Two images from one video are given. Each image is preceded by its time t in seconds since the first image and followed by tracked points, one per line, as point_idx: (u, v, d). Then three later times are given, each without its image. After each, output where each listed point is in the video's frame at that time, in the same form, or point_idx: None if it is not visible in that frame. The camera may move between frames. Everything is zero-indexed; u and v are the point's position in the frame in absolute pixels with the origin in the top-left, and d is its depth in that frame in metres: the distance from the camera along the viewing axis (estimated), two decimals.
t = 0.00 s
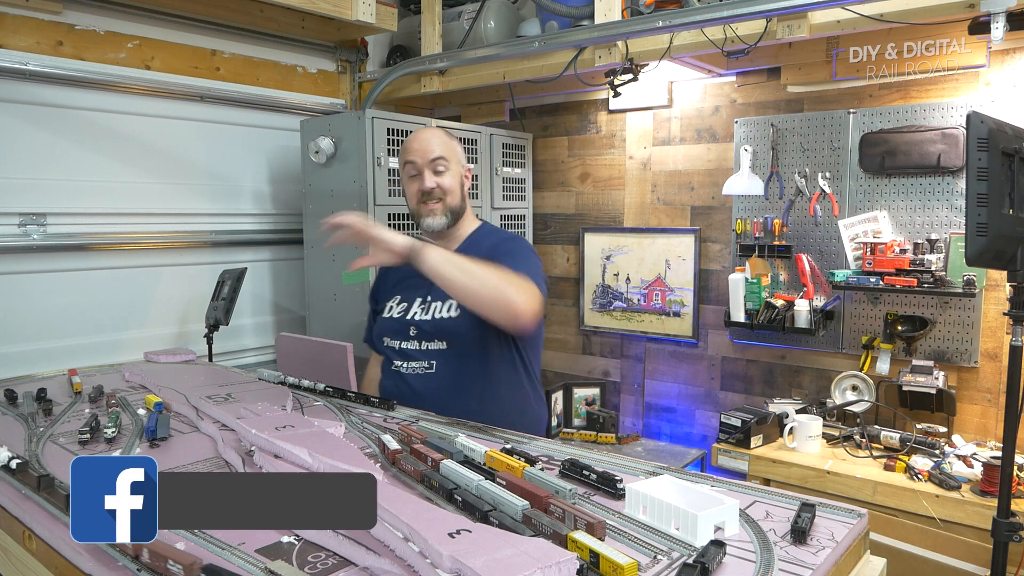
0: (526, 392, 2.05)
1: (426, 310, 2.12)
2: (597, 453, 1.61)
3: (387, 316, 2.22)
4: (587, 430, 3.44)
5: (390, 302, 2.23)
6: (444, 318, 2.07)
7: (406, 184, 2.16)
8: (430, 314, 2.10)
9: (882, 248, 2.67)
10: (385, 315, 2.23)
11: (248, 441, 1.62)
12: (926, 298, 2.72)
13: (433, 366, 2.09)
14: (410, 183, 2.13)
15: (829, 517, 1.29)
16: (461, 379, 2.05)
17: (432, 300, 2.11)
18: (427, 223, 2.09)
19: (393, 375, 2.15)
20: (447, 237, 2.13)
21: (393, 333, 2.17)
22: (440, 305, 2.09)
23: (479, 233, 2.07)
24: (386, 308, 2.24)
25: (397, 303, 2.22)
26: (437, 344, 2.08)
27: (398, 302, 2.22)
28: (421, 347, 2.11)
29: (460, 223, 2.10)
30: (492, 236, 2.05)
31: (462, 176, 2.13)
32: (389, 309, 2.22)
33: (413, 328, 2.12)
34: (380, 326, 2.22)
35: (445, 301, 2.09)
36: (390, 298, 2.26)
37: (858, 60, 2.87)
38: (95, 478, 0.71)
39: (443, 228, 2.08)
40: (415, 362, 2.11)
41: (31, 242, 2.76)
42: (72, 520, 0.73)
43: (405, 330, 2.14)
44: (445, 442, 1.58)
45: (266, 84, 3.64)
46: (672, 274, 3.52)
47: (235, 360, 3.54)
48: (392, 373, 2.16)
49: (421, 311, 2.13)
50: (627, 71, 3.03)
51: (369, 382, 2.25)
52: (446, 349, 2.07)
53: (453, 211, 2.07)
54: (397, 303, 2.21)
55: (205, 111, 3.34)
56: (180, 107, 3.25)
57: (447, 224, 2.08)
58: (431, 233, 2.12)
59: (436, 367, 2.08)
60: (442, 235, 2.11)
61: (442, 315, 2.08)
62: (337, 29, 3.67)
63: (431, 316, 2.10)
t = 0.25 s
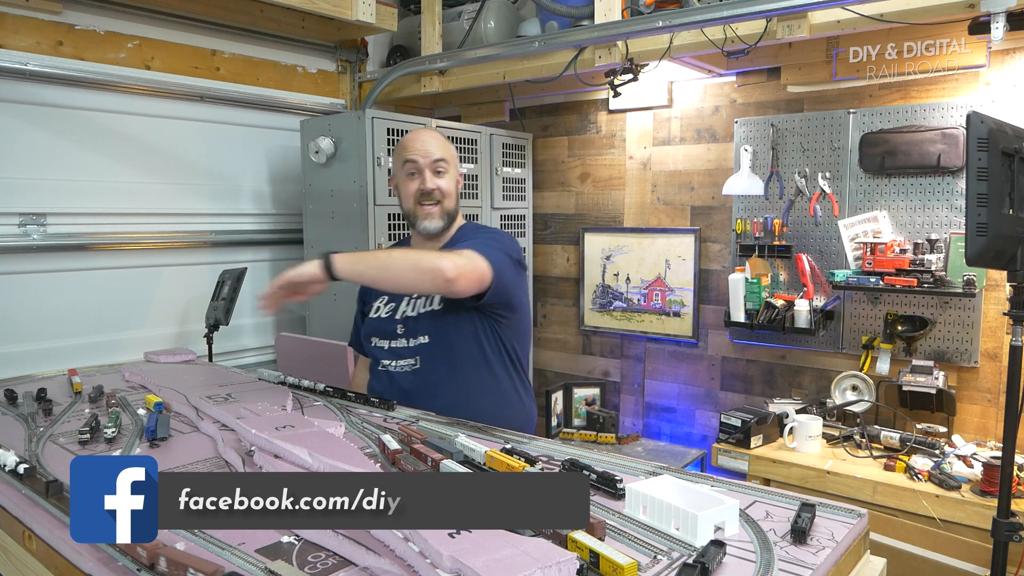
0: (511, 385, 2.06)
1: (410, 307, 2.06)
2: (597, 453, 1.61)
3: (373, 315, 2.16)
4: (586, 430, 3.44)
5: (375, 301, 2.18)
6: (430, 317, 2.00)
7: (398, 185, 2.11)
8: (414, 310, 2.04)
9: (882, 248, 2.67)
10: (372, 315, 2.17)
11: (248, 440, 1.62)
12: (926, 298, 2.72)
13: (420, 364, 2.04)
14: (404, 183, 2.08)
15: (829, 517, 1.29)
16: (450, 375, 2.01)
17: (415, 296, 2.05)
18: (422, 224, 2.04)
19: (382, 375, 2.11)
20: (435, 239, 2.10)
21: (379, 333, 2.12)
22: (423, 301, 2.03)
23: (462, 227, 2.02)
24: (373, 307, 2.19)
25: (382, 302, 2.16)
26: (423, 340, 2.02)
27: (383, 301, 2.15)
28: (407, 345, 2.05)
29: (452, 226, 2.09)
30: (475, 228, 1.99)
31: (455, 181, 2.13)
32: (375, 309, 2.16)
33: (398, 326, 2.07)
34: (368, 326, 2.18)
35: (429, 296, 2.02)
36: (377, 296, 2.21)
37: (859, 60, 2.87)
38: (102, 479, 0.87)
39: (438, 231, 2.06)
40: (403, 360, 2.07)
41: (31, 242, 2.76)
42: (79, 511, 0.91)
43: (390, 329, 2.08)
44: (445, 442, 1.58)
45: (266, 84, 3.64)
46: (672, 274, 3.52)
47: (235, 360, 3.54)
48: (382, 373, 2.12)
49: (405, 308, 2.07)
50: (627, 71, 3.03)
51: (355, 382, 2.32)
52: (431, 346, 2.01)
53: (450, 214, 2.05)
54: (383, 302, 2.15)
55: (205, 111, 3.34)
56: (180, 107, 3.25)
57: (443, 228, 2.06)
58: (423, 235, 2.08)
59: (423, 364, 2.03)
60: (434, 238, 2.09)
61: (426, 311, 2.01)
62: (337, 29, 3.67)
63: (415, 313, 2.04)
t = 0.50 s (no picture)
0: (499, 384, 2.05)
1: (395, 308, 2.10)
2: (596, 453, 1.61)
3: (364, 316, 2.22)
4: (587, 430, 3.44)
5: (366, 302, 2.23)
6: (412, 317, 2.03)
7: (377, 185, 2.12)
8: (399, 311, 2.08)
9: (882, 248, 2.67)
10: (363, 316, 2.24)
11: (248, 441, 1.62)
12: (926, 298, 2.72)
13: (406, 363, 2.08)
14: (381, 184, 2.09)
15: (829, 517, 1.29)
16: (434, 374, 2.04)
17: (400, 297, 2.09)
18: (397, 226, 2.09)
19: (371, 375, 2.16)
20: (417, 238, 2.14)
21: (368, 333, 2.17)
22: (408, 302, 2.06)
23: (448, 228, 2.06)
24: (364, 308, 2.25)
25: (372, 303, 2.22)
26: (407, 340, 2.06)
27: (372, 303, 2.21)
28: (394, 345, 2.10)
29: (431, 226, 2.11)
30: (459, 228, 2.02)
31: (436, 177, 2.10)
32: (365, 310, 2.22)
33: (384, 327, 2.12)
34: (359, 326, 2.24)
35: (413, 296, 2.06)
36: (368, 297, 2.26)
37: (858, 60, 2.87)
38: (102, 479, 0.87)
39: (415, 232, 2.09)
40: (390, 360, 2.12)
41: (31, 242, 2.76)
42: (79, 510, 0.91)
43: (378, 330, 2.13)
44: (445, 442, 1.58)
45: (266, 84, 3.64)
46: (672, 274, 3.52)
47: (235, 360, 3.54)
48: (371, 374, 2.17)
49: (391, 309, 2.11)
50: (627, 71, 3.03)
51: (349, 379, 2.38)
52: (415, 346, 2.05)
53: (426, 215, 2.07)
54: (372, 303, 2.21)
55: (205, 111, 3.34)
56: (180, 107, 3.25)
57: (418, 229, 2.09)
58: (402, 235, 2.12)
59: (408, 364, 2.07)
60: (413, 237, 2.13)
61: (410, 311, 2.05)
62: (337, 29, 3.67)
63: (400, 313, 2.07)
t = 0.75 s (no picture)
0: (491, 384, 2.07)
1: (386, 310, 2.14)
2: (597, 453, 1.61)
3: (356, 319, 2.27)
4: (587, 430, 3.44)
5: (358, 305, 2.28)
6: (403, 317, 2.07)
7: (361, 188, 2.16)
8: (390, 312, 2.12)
9: (882, 248, 2.67)
10: (355, 319, 2.29)
11: (248, 441, 1.62)
12: (926, 298, 2.72)
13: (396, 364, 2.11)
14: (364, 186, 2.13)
15: (829, 517, 1.29)
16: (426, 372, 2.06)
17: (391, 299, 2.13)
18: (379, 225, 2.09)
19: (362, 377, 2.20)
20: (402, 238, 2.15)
21: (360, 335, 2.21)
22: (399, 303, 2.11)
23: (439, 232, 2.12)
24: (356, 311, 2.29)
25: (364, 306, 2.26)
26: (398, 341, 2.10)
27: (365, 305, 2.26)
28: (385, 346, 2.14)
29: (414, 226, 2.12)
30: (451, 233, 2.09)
31: (418, 179, 2.13)
32: (358, 313, 2.26)
33: (375, 329, 2.16)
34: (351, 329, 2.28)
35: (404, 298, 2.10)
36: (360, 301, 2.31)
37: (859, 60, 2.87)
38: (102, 479, 0.87)
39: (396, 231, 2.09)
40: (381, 361, 2.15)
41: (31, 242, 2.76)
42: (79, 510, 0.91)
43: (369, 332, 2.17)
44: (445, 442, 1.58)
45: (266, 84, 3.64)
46: (672, 274, 3.52)
47: (235, 360, 3.53)
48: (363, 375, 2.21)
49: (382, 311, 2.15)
50: (627, 71, 3.03)
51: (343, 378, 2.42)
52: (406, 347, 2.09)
53: (407, 214, 2.08)
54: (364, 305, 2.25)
55: (205, 111, 3.34)
56: (180, 107, 3.25)
57: (399, 228, 2.09)
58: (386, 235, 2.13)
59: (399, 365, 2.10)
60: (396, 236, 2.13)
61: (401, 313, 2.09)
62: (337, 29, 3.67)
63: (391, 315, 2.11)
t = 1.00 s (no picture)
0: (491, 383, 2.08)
1: (385, 311, 2.11)
2: (597, 453, 1.61)
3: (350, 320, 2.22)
4: (586, 430, 3.44)
5: (352, 306, 2.23)
6: (405, 318, 2.04)
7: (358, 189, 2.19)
8: (389, 314, 2.09)
9: (882, 248, 2.67)
10: (349, 320, 2.24)
11: (248, 441, 1.62)
12: (926, 298, 2.72)
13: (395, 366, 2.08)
14: (363, 187, 2.16)
15: (829, 517, 1.29)
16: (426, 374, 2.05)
17: (391, 300, 2.10)
18: (382, 225, 2.08)
19: (359, 379, 2.16)
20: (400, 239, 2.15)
21: (356, 337, 2.17)
22: (399, 304, 2.08)
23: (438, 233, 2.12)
24: (350, 312, 2.24)
25: (359, 307, 2.22)
26: (398, 343, 2.07)
27: (360, 306, 2.22)
28: (384, 348, 2.10)
29: (414, 226, 2.13)
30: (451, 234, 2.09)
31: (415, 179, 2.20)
32: (352, 314, 2.22)
33: (373, 330, 2.12)
34: (345, 331, 2.24)
35: (405, 299, 2.07)
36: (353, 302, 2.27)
37: (859, 60, 2.87)
38: (102, 479, 0.87)
39: (399, 230, 2.09)
40: (379, 363, 2.12)
41: (31, 242, 2.76)
42: (79, 510, 0.91)
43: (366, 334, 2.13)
44: (445, 442, 1.58)
45: (266, 84, 3.64)
46: (672, 274, 3.52)
47: (235, 360, 3.53)
48: (359, 378, 2.17)
49: (380, 312, 2.12)
50: (627, 71, 3.03)
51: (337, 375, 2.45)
52: (407, 348, 2.06)
53: (409, 213, 2.08)
54: (359, 307, 2.21)
55: (205, 111, 3.34)
56: (180, 107, 3.25)
57: (404, 228, 2.09)
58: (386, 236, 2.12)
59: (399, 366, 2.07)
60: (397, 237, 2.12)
61: (402, 314, 2.06)
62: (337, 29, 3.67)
63: (391, 316, 2.08)
